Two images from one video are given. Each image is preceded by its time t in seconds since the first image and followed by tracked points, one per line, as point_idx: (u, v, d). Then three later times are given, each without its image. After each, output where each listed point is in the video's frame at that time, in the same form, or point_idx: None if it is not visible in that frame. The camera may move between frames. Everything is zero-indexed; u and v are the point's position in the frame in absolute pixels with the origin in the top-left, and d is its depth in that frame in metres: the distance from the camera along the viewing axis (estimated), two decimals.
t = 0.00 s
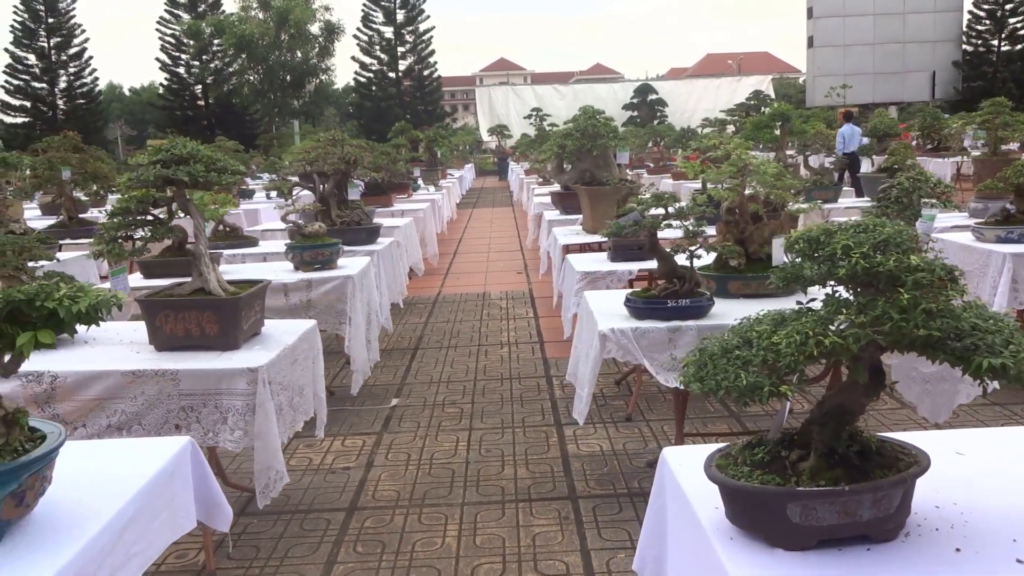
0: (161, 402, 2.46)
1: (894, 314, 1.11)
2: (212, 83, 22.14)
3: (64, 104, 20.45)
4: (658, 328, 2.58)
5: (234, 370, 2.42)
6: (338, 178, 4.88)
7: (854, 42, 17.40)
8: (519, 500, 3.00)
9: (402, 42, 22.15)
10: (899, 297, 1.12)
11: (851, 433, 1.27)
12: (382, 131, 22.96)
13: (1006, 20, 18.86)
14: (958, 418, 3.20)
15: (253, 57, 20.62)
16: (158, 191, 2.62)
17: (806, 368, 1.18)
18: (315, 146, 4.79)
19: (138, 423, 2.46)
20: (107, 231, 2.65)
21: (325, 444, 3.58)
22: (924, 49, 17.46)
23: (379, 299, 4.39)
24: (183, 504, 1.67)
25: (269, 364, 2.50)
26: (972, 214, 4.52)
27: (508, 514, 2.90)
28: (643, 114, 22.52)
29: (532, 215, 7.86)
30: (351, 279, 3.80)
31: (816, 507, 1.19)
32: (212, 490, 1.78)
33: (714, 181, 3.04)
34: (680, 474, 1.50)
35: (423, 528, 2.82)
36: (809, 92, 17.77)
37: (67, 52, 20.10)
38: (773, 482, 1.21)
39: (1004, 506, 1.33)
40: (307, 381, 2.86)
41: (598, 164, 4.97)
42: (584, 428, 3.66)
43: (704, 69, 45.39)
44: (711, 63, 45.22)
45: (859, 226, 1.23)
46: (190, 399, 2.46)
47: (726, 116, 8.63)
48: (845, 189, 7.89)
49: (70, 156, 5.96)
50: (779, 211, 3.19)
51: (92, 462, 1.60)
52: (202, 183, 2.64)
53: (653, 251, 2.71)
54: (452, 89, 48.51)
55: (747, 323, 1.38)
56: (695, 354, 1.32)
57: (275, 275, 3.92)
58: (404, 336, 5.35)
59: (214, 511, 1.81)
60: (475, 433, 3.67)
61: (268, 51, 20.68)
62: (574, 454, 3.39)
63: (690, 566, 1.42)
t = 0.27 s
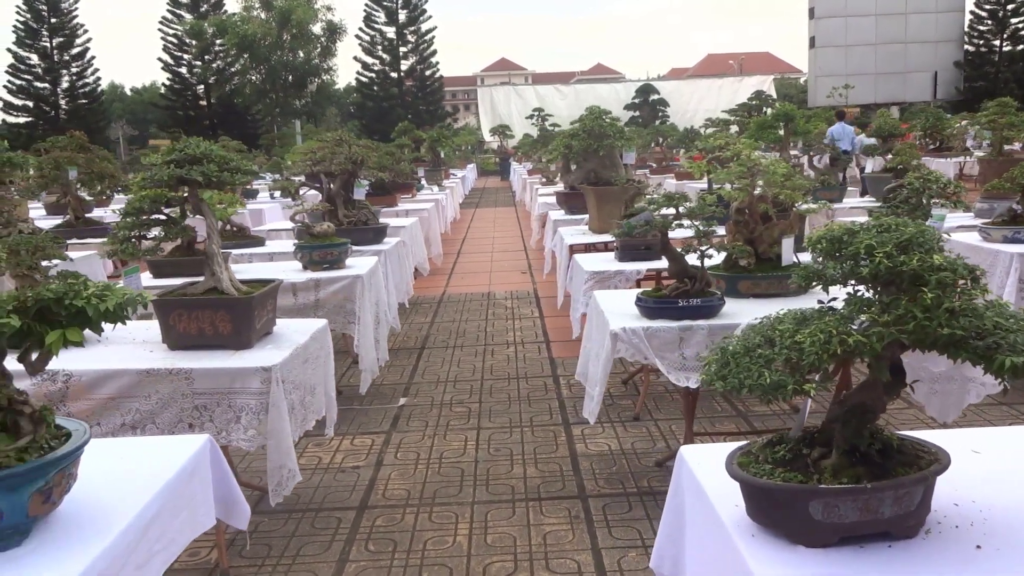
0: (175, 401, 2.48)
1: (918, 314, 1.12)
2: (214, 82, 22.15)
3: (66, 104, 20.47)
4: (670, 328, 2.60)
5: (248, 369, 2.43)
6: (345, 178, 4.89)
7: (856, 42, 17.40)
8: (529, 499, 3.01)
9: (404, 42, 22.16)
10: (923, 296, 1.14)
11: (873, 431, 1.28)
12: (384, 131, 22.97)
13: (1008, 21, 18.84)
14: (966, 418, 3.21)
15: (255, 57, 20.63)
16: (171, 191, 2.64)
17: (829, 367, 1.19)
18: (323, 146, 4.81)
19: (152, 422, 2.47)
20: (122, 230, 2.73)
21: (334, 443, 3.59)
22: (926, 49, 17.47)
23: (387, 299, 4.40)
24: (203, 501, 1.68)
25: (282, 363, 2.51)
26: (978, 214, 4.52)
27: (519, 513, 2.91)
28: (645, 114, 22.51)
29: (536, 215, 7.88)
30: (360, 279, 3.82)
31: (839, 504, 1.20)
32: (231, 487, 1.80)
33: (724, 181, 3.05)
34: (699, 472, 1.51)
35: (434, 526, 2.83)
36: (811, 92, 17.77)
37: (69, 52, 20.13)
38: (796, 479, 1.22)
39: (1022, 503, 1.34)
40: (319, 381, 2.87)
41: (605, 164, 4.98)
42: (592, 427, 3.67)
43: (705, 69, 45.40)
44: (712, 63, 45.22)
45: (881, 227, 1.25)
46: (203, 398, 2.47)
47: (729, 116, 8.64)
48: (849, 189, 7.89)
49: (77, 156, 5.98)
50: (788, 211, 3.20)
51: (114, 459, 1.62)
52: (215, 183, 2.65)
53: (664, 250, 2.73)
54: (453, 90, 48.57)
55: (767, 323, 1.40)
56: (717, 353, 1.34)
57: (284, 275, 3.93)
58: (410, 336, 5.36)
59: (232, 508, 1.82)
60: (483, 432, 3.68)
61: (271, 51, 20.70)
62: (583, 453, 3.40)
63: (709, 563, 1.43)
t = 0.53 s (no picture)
0: (183, 401, 2.49)
1: (925, 314, 1.14)
2: (216, 83, 22.18)
3: (67, 104, 20.50)
4: (675, 328, 2.62)
5: (256, 369, 2.45)
6: (349, 178, 4.91)
7: (857, 42, 17.42)
8: (534, 499, 3.02)
9: (405, 42, 22.18)
10: (930, 297, 1.15)
11: (879, 430, 1.30)
12: (385, 132, 22.99)
13: (1009, 21, 18.85)
14: (969, 418, 3.22)
15: (256, 58, 20.65)
16: (179, 192, 2.65)
17: (837, 367, 1.21)
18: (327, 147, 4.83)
19: (161, 422, 2.49)
20: (130, 230, 2.73)
21: (340, 443, 3.61)
22: (927, 49, 17.49)
23: (391, 299, 4.41)
24: (215, 500, 1.70)
25: (290, 363, 2.52)
26: (981, 215, 4.53)
27: (524, 512, 2.93)
28: (646, 114, 22.52)
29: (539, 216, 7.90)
30: (365, 279, 3.83)
31: (846, 502, 1.21)
32: (242, 486, 1.81)
33: (728, 182, 3.07)
34: (706, 471, 1.53)
35: (440, 526, 2.85)
36: (812, 92, 17.78)
37: (71, 53, 20.16)
38: (803, 478, 1.24)
39: None
40: (325, 381, 2.89)
41: (608, 165, 4.99)
42: (596, 427, 3.69)
43: (706, 69, 45.42)
44: (712, 64, 45.24)
45: (887, 229, 1.26)
46: (211, 398, 2.49)
47: (731, 117, 8.66)
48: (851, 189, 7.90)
49: (81, 157, 6.00)
50: (792, 211, 3.22)
51: (128, 458, 1.63)
52: (223, 184, 2.66)
53: (669, 251, 2.75)
54: (454, 90, 48.61)
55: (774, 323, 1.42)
56: (725, 353, 1.36)
57: (289, 276, 3.95)
58: (414, 336, 5.37)
59: (243, 507, 1.84)
60: (488, 432, 3.70)
61: (272, 51, 20.71)
62: (587, 453, 3.42)
63: (717, 561, 1.45)
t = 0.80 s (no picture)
0: (194, 400, 2.51)
1: (936, 312, 1.15)
2: (218, 84, 22.22)
3: (71, 105, 20.56)
4: (681, 327, 2.64)
5: (266, 368, 2.46)
6: (355, 179, 4.93)
7: (859, 43, 17.43)
8: (541, 498, 3.04)
9: (407, 43, 22.21)
10: (941, 296, 1.17)
11: (889, 427, 1.31)
12: (387, 133, 23.03)
13: (1011, 22, 18.86)
14: (974, 417, 3.23)
15: (259, 59, 20.70)
16: (190, 192, 2.67)
17: (848, 364, 1.22)
18: (333, 148, 4.85)
19: (171, 420, 2.51)
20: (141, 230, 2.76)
21: (347, 442, 3.63)
22: (929, 50, 17.49)
23: (396, 299, 4.43)
24: (230, 496, 1.72)
25: (300, 362, 2.54)
26: (985, 215, 4.54)
27: (531, 511, 2.94)
28: (648, 115, 22.54)
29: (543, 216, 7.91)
30: (372, 279, 3.85)
31: (857, 498, 1.23)
32: (256, 483, 1.83)
33: (734, 183, 3.08)
34: (717, 467, 1.55)
35: (448, 524, 2.87)
36: (814, 93, 17.78)
37: (74, 54, 20.22)
38: (814, 474, 1.26)
39: None
40: (333, 380, 2.91)
41: (612, 166, 5.01)
42: (602, 426, 3.70)
43: (708, 70, 45.43)
44: (714, 64, 45.26)
45: (898, 228, 1.28)
46: (222, 397, 2.51)
47: (735, 118, 8.67)
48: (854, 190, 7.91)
49: (87, 158, 6.03)
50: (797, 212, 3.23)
51: (144, 455, 1.65)
52: (233, 185, 2.68)
53: (676, 251, 2.77)
54: (456, 91, 48.67)
55: (785, 321, 1.44)
56: (737, 351, 1.37)
57: (296, 276, 3.96)
58: (419, 336, 5.39)
59: (256, 504, 1.86)
60: (494, 431, 3.72)
61: (275, 52, 20.75)
62: (593, 452, 3.43)
63: (728, 556, 1.46)
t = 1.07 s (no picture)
0: (204, 397, 2.53)
1: (946, 305, 1.17)
2: (220, 85, 22.26)
3: (73, 106, 20.59)
4: (688, 324, 2.66)
5: (277, 365, 2.48)
6: (360, 179, 4.95)
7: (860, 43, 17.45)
8: (548, 494, 3.06)
9: (409, 44, 22.24)
10: (951, 289, 1.19)
11: (900, 419, 1.33)
12: (388, 133, 23.05)
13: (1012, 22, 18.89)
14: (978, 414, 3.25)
15: (261, 60, 20.73)
16: (200, 191, 2.69)
17: (860, 357, 1.24)
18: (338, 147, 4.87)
19: (182, 417, 2.52)
20: (150, 230, 2.80)
21: (354, 440, 3.65)
22: (930, 50, 17.52)
23: (402, 298, 4.45)
24: (246, 490, 1.74)
25: (309, 359, 2.56)
26: (988, 214, 4.56)
27: (539, 507, 2.96)
28: (649, 115, 22.57)
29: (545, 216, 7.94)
30: (378, 278, 3.87)
31: (869, 489, 1.25)
32: (270, 478, 1.85)
33: (740, 181, 3.10)
34: (728, 461, 1.57)
35: (456, 520, 2.89)
36: (815, 93, 17.81)
37: (76, 55, 20.26)
38: (826, 465, 1.28)
39: None
40: (342, 377, 2.93)
41: (616, 165, 5.03)
42: (608, 424, 3.72)
43: (709, 70, 45.44)
44: (715, 65, 45.28)
45: (908, 223, 1.30)
46: (232, 394, 2.52)
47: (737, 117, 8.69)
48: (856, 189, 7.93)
49: (92, 158, 6.05)
50: (802, 210, 3.25)
51: (160, 449, 1.67)
52: (243, 184, 2.70)
53: (683, 249, 2.80)
54: (457, 92, 48.73)
55: (795, 316, 1.45)
56: (748, 345, 1.39)
57: (302, 275, 3.99)
58: (423, 335, 5.41)
59: (270, 499, 1.88)
60: (500, 429, 3.74)
61: (276, 53, 20.78)
62: (599, 449, 3.45)
63: (739, 548, 1.48)
